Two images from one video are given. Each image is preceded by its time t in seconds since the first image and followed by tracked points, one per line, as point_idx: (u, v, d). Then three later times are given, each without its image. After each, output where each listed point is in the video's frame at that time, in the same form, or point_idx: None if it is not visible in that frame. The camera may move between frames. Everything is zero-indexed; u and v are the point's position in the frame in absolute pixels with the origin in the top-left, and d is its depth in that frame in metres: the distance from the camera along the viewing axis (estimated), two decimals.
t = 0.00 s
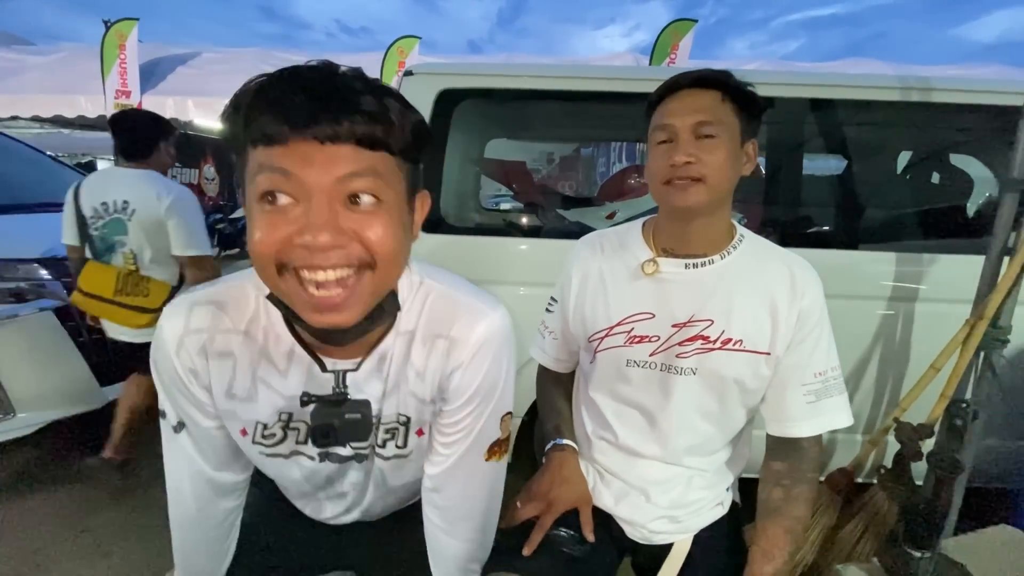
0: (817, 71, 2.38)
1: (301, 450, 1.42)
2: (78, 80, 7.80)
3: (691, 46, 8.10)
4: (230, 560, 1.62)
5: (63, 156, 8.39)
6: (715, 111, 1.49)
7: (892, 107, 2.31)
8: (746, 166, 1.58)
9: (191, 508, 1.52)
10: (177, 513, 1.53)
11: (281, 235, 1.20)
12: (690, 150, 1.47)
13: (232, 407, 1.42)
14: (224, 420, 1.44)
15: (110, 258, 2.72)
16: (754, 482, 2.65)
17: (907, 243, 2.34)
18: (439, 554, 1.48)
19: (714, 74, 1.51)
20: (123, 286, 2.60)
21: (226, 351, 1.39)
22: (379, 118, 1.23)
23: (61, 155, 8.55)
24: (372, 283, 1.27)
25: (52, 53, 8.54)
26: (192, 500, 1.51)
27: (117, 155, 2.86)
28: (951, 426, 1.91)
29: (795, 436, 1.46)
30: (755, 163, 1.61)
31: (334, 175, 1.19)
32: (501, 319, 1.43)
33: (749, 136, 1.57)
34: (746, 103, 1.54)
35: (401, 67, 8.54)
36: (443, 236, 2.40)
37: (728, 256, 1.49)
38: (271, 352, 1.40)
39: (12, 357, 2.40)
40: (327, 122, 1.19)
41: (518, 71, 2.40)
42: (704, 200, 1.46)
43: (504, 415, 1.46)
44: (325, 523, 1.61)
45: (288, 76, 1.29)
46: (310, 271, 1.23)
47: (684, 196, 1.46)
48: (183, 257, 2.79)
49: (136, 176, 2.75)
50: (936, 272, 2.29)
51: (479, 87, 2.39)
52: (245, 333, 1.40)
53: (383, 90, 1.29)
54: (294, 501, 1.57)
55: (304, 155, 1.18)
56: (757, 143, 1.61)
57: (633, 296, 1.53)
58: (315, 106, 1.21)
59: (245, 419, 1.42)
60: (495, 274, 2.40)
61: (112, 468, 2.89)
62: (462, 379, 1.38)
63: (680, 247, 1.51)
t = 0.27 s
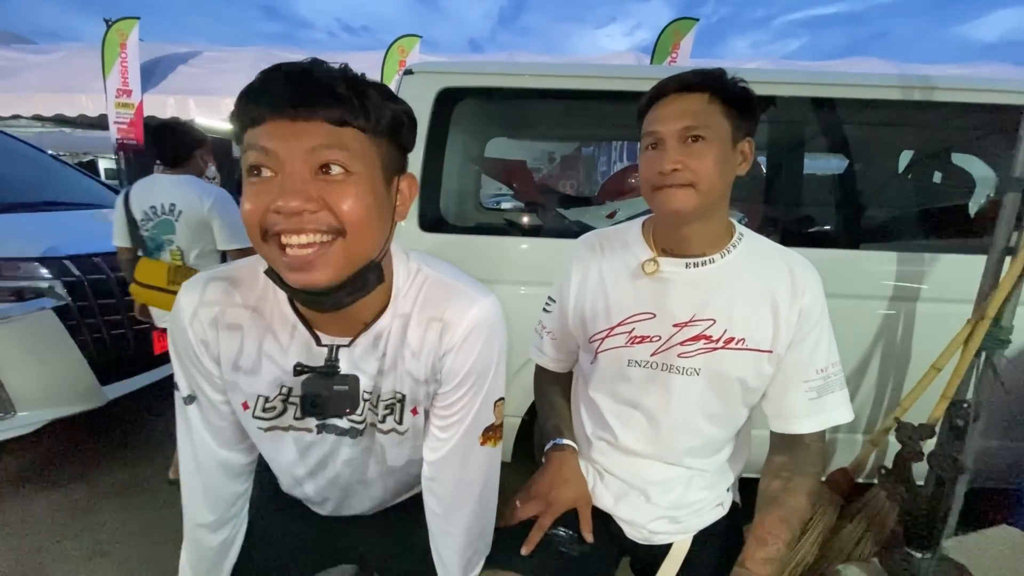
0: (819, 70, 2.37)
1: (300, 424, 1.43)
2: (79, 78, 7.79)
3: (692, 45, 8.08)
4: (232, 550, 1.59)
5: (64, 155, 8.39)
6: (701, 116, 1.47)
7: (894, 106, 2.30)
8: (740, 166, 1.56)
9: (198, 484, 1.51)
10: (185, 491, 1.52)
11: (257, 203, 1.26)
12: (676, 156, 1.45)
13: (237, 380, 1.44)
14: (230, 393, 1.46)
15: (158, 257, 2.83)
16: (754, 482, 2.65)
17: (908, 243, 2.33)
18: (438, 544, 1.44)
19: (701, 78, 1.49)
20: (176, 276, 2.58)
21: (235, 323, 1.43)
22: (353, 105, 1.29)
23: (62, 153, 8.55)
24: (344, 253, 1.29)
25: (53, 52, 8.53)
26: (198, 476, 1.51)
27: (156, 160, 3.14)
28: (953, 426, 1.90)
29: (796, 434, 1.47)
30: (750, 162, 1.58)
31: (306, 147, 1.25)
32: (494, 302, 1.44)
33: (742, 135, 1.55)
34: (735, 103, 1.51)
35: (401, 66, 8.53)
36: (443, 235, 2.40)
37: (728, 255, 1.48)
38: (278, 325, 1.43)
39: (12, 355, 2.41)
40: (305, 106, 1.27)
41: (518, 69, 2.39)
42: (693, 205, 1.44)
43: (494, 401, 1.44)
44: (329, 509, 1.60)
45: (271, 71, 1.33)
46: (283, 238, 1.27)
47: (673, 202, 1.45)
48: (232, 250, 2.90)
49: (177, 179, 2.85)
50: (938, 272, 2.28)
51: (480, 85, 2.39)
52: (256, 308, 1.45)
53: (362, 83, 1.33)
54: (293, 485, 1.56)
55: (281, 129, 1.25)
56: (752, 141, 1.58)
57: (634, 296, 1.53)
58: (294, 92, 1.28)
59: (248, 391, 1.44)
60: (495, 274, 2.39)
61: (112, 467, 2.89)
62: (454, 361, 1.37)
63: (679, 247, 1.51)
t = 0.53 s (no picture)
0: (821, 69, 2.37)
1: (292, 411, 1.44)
2: (82, 77, 7.80)
3: (695, 43, 8.07)
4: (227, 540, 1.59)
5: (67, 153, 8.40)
6: (691, 113, 1.47)
7: (897, 105, 2.30)
8: (733, 161, 1.55)
9: (189, 474, 1.50)
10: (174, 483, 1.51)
11: (249, 197, 1.25)
12: (668, 153, 1.45)
13: (229, 367, 1.44)
14: (220, 381, 1.46)
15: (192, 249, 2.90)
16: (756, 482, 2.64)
17: (911, 242, 2.33)
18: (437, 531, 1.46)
19: (690, 76, 1.49)
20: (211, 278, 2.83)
21: (225, 309, 1.44)
22: (340, 100, 1.29)
23: (65, 152, 8.57)
24: (335, 247, 1.29)
25: (56, 51, 8.55)
26: (189, 465, 1.50)
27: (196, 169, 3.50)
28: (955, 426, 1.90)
29: (803, 429, 1.46)
30: (744, 157, 1.57)
31: (297, 141, 1.25)
32: (481, 295, 1.45)
33: (734, 130, 1.54)
34: (725, 99, 1.51)
35: (404, 65, 8.53)
36: (444, 234, 2.40)
37: (728, 252, 1.48)
38: (267, 311, 1.43)
39: (16, 354, 2.43)
40: (294, 100, 1.27)
41: (520, 68, 2.39)
42: (688, 201, 1.44)
43: (488, 389, 1.46)
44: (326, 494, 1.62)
45: (259, 66, 1.32)
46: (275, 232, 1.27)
47: (668, 199, 1.45)
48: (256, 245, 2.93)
49: (208, 177, 2.95)
50: (940, 271, 2.28)
51: (481, 84, 2.39)
52: (246, 295, 1.45)
53: (349, 77, 1.34)
54: (287, 472, 1.57)
55: (272, 123, 1.25)
56: (745, 136, 1.57)
57: (633, 294, 1.52)
58: (282, 87, 1.28)
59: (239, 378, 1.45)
60: (496, 273, 2.38)
61: (114, 466, 2.89)
62: (444, 352, 1.38)
63: (677, 244, 1.51)
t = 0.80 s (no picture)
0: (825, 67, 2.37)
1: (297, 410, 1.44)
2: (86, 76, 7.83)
3: (698, 42, 8.05)
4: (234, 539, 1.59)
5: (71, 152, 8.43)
6: (687, 112, 1.47)
7: (900, 104, 2.30)
8: (733, 158, 1.54)
9: (198, 475, 1.50)
10: (183, 484, 1.50)
11: (246, 202, 1.26)
12: (665, 152, 1.46)
13: (236, 369, 1.44)
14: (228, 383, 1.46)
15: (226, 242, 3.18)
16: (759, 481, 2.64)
17: (915, 241, 2.32)
18: (441, 530, 1.47)
19: (685, 75, 1.49)
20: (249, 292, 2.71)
21: (233, 310, 1.44)
22: (337, 103, 1.29)
23: (69, 151, 8.59)
24: (331, 252, 1.29)
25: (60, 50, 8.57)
26: (197, 466, 1.50)
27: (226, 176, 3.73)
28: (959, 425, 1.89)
29: (818, 429, 1.45)
30: (743, 155, 1.55)
31: (293, 147, 1.26)
32: (484, 299, 1.44)
33: (735, 128, 1.53)
34: (723, 97, 1.50)
35: (406, 63, 8.53)
36: (447, 233, 2.40)
37: (729, 252, 1.48)
38: (273, 313, 1.44)
39: (22, 351, 2.44)
40: (292, 106, 1.27)
41: (523, 67, 2.39)
42: (685, 202, 1.44)
43: (489, 390, 1.45)
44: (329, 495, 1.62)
45: (257, 73, 1.33)
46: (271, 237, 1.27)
47: (665, 200, 1.45)
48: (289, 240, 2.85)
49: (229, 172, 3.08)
50: (944, 271, 2.27)
51: (484, 83, 2.39)
52: (251, 296, 1.46)
53: (348, 82, 1.34)
54: (291, 472, 1.57)
55: (269, 129, 1.26)
56: (746, 134, 1.55)
57: (634, 293, 1.52)
58: (281, 91, 1.29)
59: (245, 381, 1.44)
60: (498, 272, 2.38)
61: (117, 464, 2.90)
62: (446, 355, 1.38)
63: (678, 244, 1.51)
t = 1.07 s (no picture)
0: (828, 66, 2.36)
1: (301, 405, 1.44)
2: (89, 76, 7.83)
3: (700, 40, 8.04)
4: (237, 537, 1.58)
5: (74, 151, 8.44)
6: (694, 107, 1.47)
7: (904, 102, 2.29)
8: (741, 157, 1.53)
9: (203, 467, 1.50)
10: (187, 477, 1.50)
11: (256, 202, 1.26)
12: (669, 146, 1.45)
13: (240, 363, 1.44)
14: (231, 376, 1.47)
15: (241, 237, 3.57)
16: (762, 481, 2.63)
17: (919, 241, 2.31)
18: (443, 526, 1.46)
19: (693, 70, 1.49)
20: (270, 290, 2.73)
21: (237, 304, 1.44)
22: (349, 105, 1.29)
23: (72, 151, 8.60)
24: (340, 253, 1.29)
25: (63, 49, 8.57)
26: (203, 459, 1.50)
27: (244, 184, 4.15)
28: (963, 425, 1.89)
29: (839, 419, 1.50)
30: (751, 153, 1.53)
31: (305, 149, 1.25)
32: (484, 296, 1.43)
33: (742, 126, 1.52)
34: (731, 93, 1.50)
35: (409, 62, 8.53)
36: (448, 232, 2.39)
37: (732, 250, 1.48)
38: (276, 306, 1.44)
39: (25, 351, 2.45)
40: (304, 105, 1.27)
41: (525, 66, 2.39)
42: (690, 197, 1.44)
43: (489, 386, 1.44)
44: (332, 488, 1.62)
45: (268, 73, 1.32)
46: (281, 236, 1.28)
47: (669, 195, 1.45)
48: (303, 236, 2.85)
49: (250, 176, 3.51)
50: (948, 270, 2.26)
51: (485, 82, 2.38)
52: (256, 291, 1.47)
53: (358, 83, 1.34)
54: (295, 465, 1.58)
55: (280, 130, 1.26)
56: (754, 132, 1.54)
57: (636, 293, 1.51)
58: (294, 93, 1.28)
59: (248, 374, 1.45)
60: (499, 271, 2.38)
61: (120, 462, 2.90)
62: (445, 352, 1.38)
63: (680, 242, 1.50)
